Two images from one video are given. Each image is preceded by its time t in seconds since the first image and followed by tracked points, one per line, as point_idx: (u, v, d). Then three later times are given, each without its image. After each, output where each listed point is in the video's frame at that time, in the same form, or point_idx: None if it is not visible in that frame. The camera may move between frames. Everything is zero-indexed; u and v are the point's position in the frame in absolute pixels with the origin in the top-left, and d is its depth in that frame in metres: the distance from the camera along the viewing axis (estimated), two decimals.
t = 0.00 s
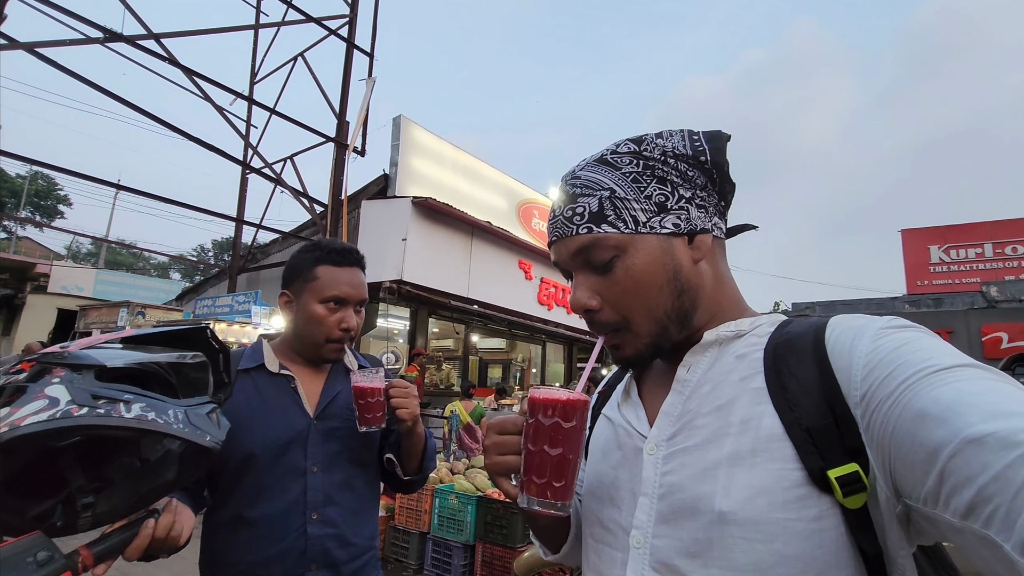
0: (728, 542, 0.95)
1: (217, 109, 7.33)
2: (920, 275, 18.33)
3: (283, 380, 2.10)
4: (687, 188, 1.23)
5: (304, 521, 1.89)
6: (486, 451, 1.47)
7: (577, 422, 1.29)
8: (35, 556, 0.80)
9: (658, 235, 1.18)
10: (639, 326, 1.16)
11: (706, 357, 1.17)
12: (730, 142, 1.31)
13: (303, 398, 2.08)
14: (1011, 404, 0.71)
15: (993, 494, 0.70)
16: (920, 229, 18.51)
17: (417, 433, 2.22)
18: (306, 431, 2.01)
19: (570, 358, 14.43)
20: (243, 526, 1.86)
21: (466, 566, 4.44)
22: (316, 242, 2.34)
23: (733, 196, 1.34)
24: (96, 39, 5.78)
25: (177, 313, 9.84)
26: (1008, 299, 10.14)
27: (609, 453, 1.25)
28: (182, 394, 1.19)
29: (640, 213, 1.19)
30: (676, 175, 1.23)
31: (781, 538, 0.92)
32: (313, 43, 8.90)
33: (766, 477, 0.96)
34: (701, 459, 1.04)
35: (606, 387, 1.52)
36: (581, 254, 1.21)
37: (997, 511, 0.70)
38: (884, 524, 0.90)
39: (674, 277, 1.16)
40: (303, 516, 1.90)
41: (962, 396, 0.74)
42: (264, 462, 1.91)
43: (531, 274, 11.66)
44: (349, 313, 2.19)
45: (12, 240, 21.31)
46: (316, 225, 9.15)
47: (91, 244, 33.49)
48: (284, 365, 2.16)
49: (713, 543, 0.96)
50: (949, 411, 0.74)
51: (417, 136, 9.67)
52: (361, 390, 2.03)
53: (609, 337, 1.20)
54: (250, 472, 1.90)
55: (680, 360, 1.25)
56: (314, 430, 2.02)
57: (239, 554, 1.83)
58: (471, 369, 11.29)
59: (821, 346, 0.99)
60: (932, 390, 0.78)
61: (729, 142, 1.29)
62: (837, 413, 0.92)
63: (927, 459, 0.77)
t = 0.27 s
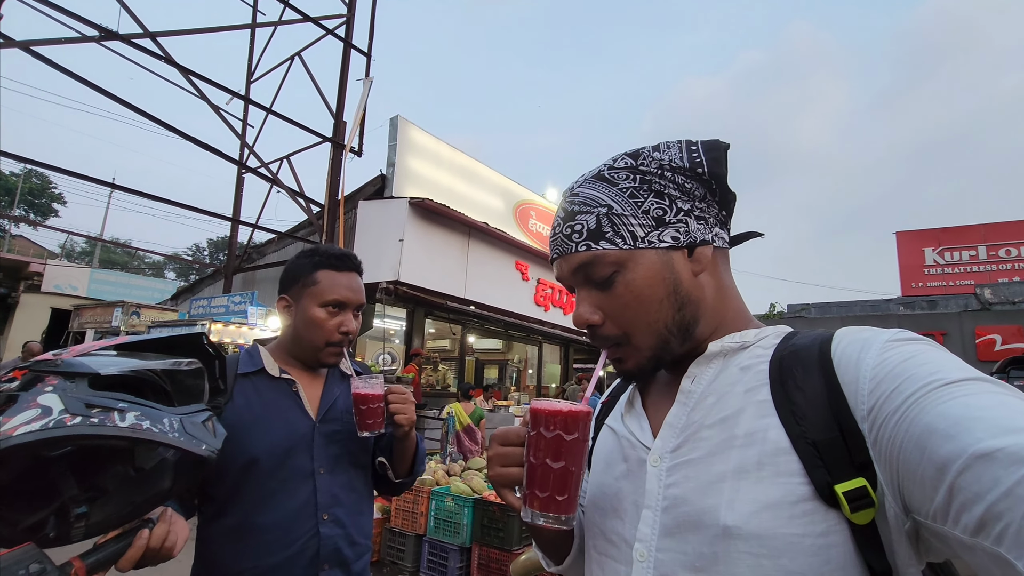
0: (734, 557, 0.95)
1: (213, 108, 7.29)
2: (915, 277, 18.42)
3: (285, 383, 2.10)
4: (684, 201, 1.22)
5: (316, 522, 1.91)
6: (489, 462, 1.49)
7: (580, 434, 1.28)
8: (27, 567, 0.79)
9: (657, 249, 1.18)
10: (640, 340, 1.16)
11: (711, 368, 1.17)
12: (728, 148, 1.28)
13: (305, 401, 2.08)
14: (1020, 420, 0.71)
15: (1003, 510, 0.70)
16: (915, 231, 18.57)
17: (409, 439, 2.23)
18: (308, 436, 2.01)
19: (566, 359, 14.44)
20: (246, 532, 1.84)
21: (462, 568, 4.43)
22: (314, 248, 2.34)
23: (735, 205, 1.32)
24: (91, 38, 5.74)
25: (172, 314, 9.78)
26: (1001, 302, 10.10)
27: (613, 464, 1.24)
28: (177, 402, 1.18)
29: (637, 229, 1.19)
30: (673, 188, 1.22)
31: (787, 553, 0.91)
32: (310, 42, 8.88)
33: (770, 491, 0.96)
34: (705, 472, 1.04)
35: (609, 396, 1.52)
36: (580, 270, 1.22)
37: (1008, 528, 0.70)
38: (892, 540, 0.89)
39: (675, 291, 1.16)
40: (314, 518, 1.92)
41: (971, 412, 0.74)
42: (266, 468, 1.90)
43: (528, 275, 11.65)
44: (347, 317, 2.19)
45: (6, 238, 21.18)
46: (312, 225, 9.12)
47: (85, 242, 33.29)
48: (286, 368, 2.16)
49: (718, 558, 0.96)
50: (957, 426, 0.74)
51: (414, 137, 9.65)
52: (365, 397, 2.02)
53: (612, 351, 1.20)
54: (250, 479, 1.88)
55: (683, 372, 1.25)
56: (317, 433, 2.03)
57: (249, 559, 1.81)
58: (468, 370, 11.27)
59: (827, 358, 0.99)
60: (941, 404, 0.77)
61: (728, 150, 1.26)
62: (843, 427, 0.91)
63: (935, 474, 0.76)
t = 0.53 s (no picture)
0: (731, 555, 0.95)
1: (212, 108, 7.29)
2: (912, 279, 18.49)
3: (287, 380, 2.09)
4: (674, 200, 1.22)
5: (328, 511, 1.96)
6: (487, 466, 1.50)
7: (575, 438, 1.29)
8: (24, 565, 0.79)
9: (648, 249, 1.18)
10: (633, 340, 1.17)
11: (707, 366, 1.17)
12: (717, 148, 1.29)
13: (307, 396, 2.10)
14: (1015, 416, 0.71)
15: (998, 505, 0.70)
16: (912, 233, 18.64)
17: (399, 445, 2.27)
18: (309, 432, 2.01)
19: (564, 360, 14.44)
20: (263, 522, 1.84)
21: (459, 569, 4.43)
22: (313, 249, 2.34)
23: (725, 204, 1.32)
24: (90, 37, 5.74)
25: (170, 314, 9.76)
26: (998, 304, 10.12)
27: (611, 463, 1.24)
28: (175, 400, 1.18)
29: (627, 229, 1.19)
30: (662, 188, 1.23)
31: (785, 552, 0.92)
32: (309, 43, 8.89)
33: (766, 489, 0.96)
34: (702, 470, 1.04)
35: (605, 395, 1.53)
36: (572, 272, 1.23)
37: (1003, 524, 0.70)
38: (888, 537, 0.89)
39: (666, 290, 1.16)
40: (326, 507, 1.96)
41: (965, 408, 0.74)
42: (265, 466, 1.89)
43: (526, 276, 11.66)
44: (346, 315, 2.19)
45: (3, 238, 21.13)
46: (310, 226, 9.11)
47: (83, 242, 33.22)
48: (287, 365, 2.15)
49: (715, 556, 0.96)
50: (953, 423, 0.74)
51: (413, 137, 9.65)
52: (368, 400, 2.04)
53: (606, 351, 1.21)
54: (264, 473, 1.87)
55: (678, 371, 1.25)
56: (321, 428, 2.05)
57: (268, 548, 1.82)
58: (466, 371, 11.27)
59: (822, 355, 0.99)
60: (936, 401, 0.78)
61: (716, 148, 1.27)
62: (839, 424, 0.92)
63: (930, 470, 0.77)
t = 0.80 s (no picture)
0: (729, 547, 0.95)
1: (212, 108, 7.29)
2: (912, 281, 18.52)
3: (285, 377, 2.10)
4: (669, 196, 1.23)
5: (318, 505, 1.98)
6: (487, 464, 1.50)
7: (575, 435, 1.30)
8: (26, 559, 0.79)
9: (645, 245, 1.18)
10: (631, 335, 1.17)
11: (704, 360, 1.18)
12: (712, 143, 1.30)
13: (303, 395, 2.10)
14: (1010, 406, 0.71)
15: (994, 495, 0.70)
16: (911, 234, 18.69)
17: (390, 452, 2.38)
18: (303, 429, 2.02)
19: (564, 361, 14.44)
20: (258, 514, 1.85)
21: (458, 568, 4.43)
22: (318, 251, 2.34)
23: (721, 199, 1.33)
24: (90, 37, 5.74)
25: (169, 314, 9.75)
26: (997, 306, 10.14)
27: (609, 458, 1.25)
28: (177, 395, 1.18)
29: (624, 226, 1.20)
30: (657, 184, 1.23)
31: (783, 543, 0.92)
32: (309, 43, 8.89)
33: (763, 481, 0.97)
34: (700, 464, 1.05)
35: (604, 392, 1.54)
36: (568, 270, 1.23)
37: (998, 513, 0.70)
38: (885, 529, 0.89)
39: (663, 286, 1.17)
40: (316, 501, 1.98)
41: (962, 399, 0.75)
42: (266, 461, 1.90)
43: (525, 277, 11.67)
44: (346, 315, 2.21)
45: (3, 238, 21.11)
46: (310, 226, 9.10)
47: (82, 242, 33.17)
48: (286, 364, 2.16)
49: (713, 548, 0.97)
50: (948, 414, 0.75)
51: (413, 138, 9.66)
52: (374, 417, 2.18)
53: (604, 346, 1.21)
54: (260, 467, 1.88)
55: (676, 367, 1.26)
56: (315, 423, 2.06)
57: (261, 539, 1.83)
58: (466, 371, 11.26)
59: (819, 349, 1.00)
60: (932, 393, 0.78)
61: (712, 144, 1.28)
62: (836, 417, 0.92)
63: (926, 461, 0.77)
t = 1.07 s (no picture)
0: (726, 548, 0.95)
1: (211, 110, 7.29)
2: (911, 281, 18.51)
3: (284, 380, 2.10)
4: (669, 200, 1.23)
5: (313, 505, 1.98)
6: (486, 467, 1.50)
7: (573, 439, 1.29)
8: (28, 561, 0.79)
9: (643, 249, 1.19)
10: (629, 339, 1.18)
11: (703, 362, 1.18)
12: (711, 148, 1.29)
13: (301, 398, 2.10)
14: (1006, 408, 0.72)
15: (991, 498, 0.71)
16: (911, 235, 18.68)
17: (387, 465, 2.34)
18: (299, 430, 2.02)
19: (564, 362, 14.43)
20: (250, 513, 1.85)
21: (459, 570, 4.42)
22: (322, 256, 2.34)
23: (719, 201, 1.33)
24: (90, 39, 5.74)
25: (169, 316, 9.75)
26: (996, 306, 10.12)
27: (608, 460, 1.25)
28: (178, 398, 1.19)
29: (622, 231, 1.20)
30: (655, 188, 1.23)
31: (780, 545, 0.92)
32: (309, 45, 8.89)
33: (760, 482, 0.97)
34: (699, 466, 1.05)
35: (603, 394, 1.54)
36: (566, 273, 1.23)
37: (995, 515, 0.70)
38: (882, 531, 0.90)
39: (661, 290, 1.17)
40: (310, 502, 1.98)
41: (959, 401, 0.75)
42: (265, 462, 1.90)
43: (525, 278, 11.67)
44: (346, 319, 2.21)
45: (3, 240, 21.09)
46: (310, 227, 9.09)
47: (82, 244, 33.15)
48: (287, 366, 2.16)
49: (711, 549, 0.97)
50: (945, 415, 0.75)
51: (412, 139, 9.67)
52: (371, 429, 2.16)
53: (602, 350, 1.21)
54: (255, 466, 1.88)
55: (673, 370, 1.26)
56: (311, 425, 2.06)
57: (253, 537, 1.83)
58: (465, 373, 11.26)
59: (816, 351, 1.00)
60: (929, 395, 0.78)
61: (711, 148, 1.28)
62: (833, 419, 0.92)
63: (924, 463, 0.77)
